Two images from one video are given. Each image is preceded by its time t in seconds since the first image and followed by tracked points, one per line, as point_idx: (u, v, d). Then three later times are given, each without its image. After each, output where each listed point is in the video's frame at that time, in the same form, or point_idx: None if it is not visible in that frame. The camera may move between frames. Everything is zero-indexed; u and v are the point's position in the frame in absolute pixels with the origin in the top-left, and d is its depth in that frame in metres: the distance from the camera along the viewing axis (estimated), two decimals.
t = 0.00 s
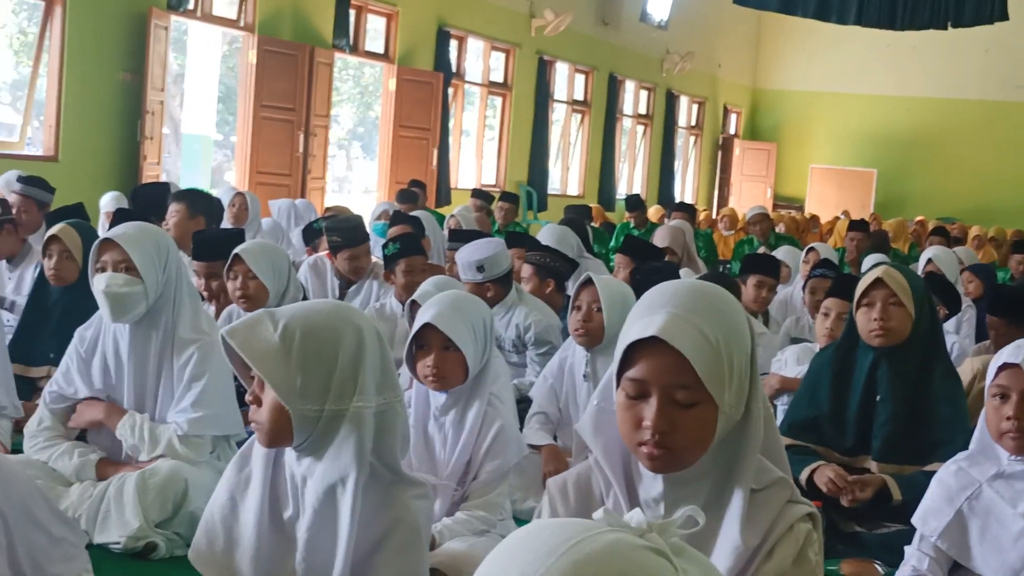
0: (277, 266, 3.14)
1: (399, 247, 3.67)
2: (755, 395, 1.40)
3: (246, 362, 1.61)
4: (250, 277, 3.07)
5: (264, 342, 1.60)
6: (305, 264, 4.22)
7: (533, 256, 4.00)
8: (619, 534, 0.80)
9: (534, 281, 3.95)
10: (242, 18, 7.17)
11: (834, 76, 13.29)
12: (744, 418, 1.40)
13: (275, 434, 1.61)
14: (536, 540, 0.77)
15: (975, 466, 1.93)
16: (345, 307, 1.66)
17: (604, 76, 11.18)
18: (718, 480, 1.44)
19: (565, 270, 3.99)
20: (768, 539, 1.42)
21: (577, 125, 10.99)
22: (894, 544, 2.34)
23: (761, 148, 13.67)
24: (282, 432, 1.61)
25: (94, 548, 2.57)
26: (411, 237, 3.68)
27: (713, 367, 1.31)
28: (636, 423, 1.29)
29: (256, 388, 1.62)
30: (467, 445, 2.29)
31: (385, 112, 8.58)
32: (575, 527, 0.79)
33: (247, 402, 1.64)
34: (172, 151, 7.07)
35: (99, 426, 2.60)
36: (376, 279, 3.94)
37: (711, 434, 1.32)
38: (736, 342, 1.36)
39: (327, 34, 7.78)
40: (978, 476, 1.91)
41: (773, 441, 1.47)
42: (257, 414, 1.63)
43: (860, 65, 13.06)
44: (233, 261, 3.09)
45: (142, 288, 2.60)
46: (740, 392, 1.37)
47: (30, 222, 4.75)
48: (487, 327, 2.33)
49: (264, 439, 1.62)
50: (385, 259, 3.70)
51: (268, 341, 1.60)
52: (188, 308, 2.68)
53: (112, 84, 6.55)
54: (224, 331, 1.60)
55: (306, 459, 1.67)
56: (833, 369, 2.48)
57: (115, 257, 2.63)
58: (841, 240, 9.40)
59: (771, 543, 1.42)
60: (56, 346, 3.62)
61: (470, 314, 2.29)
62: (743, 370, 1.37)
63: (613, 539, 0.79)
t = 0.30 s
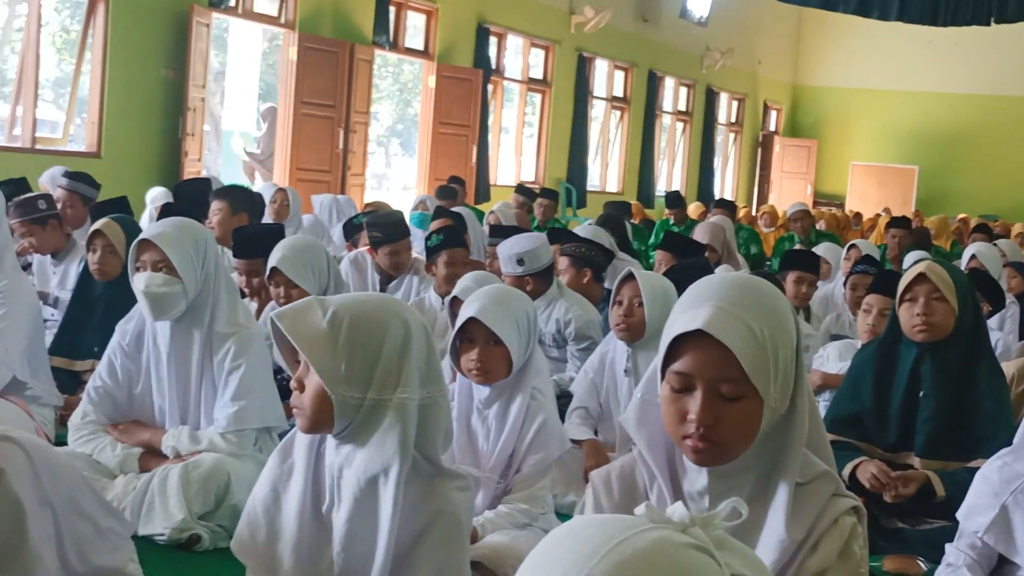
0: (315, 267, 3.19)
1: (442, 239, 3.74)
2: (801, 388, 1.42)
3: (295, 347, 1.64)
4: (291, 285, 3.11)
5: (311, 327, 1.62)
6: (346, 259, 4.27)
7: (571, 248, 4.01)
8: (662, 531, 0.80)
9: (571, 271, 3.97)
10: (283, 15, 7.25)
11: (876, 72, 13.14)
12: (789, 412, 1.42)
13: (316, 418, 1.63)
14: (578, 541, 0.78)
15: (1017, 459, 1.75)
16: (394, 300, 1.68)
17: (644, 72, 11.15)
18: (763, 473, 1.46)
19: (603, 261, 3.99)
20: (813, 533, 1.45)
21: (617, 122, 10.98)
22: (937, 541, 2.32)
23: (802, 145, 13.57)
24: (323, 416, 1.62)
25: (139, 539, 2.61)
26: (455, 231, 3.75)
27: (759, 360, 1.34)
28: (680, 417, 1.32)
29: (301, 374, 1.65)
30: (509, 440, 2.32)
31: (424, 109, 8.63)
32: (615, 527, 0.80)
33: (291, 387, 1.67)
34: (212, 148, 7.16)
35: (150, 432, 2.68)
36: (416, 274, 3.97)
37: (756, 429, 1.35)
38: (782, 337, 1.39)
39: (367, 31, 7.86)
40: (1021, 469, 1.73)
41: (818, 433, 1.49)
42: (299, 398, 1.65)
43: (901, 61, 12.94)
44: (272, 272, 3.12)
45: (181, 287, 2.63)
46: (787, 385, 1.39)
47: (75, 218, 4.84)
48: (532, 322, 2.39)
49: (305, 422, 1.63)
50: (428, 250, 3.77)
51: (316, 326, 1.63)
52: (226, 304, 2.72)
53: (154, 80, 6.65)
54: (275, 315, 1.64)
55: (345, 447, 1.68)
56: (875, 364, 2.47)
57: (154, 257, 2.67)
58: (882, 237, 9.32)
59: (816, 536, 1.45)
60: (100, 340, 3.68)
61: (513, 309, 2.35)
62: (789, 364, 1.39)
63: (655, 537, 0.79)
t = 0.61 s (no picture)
0: (354, 269, 3.23)
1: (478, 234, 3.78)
2: (843, 384, 1.42)
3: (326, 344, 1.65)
4: (330, 289, 3.14)
5: (340, 324, 1.63)
6: (384, 256, 4.31)
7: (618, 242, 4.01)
8: (702, 530, 0.81)
9: (617, 266, 3.97)
10: (321, 13, 7.33)
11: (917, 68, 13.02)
12: (832, 408, 1.43)
13: (348, 413, 1.64)
14: (618, 542, 0.79)
15: None
16: (423, 294, 1.66)
17: (682, 70, 11.16)
18: (805, 468, 1.47)
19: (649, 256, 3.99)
20: (854, 529, 1.46)
21: (655, 119, 10.98)
22: (978, 542, 2.30)
23: (840, 143, 13.48)
24: (356, 413, 1.64)
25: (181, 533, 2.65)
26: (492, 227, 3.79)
27: (801, 355, 1.35)
28: (722, 413, 1.33)
29: (335, 370, 1.67)
30: (549, 436, 2.35)
31: (462, 107, 8.69)
32: (657, 524, 0.81)
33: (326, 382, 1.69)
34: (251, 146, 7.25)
35: (192, 428, 2.73)
36: (454, 271, 3.98)
37: (798, 425, 1.36)
38: (824, 331, 1.40)
39: (406, 28, 7.94)
40: None
41: (859, 431, 1.50)
42: (334, 393, 1.67)
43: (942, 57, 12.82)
44: (311, 276, 3.16)
45: (215, 284, 2.67)
46: (828, 382, 1.40)
47: (115, 216, 4.90)
48: (572, 319, 2.41)
49: (339, 418, 1.65)
50: (463, 245, 3.81)
51: (344, 323, 1.63)
52: (265, 300, 2.76)
53: (194, 77, 6.73)
54: (305, 312, 1.66)
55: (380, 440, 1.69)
56: (916, 362, 2.46)
57: (188, 252, 2.70)
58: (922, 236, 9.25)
59: (857, 533, 1.46)
60: (141, 336, 3.73)
61: (554, 306, 2.37)
62: (831, 360, 1.40)
63: (695, 536, 0.80)
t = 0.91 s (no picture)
0: (400, 266, 3.26)
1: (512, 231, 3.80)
2: (886, 381, 1.43)
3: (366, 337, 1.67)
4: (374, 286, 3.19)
5: (380, 318, 1.65)
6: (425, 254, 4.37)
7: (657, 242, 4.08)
8: (756, 514, 0.82)
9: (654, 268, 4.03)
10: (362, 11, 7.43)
11: (959, 64, 12.93)
12: (876, 404, 1.44)
13: (388, 405, 1.66)
14: (670, 523, 0.81)
15: None
16: (464, 288, 1.67)
17: (723, 68, 11.19)
18: (849, 465, 1.48)
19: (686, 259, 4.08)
20: (898, 527, 1.47)
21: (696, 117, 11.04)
22: None
23: (883, 141, 13.40)
24: (395, 406, 1.66)
25: (225, 526, 2.69)
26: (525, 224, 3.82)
27: (846, 350, 1.37)
28: (766, 408, 1.34)
29: (375, 363, 1.68)
30: (592, 432, 2.37)
31: (502, 105, 8.78)
32: (709, 506, 0.82)
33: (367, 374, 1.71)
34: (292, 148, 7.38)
35: (235, 423, 2.77)
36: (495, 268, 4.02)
37: (842, 420, 1.37)
38: (869, 327, 1.41)
39: (447, 26, 8.05)
40: None
41: (905, 427, 1.51)
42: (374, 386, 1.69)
43: (985, 53, 12.69)
44: (358, 274, 3.22)
45: (256, 279, 2.71)
46: (872, 378, 1.41)
47: (160, 213, 4.99)
48: (614, 316, 2.42)
49: (379, 411, 1.67)
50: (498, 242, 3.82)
51: (385, 316, 1.65)
52: (308, 295, 2.80)
53: (237, 75, 6.86)
54: (347, 305, 1.67)
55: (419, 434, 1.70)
56: (959, 357, 2.45)
57: (231, 247, 2.75)
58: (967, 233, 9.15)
59: (901, 531, 1.47)
60: (185, 332, 3.80)
61: (595, 303, 2.38)
62: (875, 357, 1.41)
63: (749, 519, 0.81)
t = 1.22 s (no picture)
0: (437, 262, 3.30)
1: (546, 229, 3.79)
2: (927, 375, 1.44)
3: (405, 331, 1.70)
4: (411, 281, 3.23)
5: (418, 312, 1.67)
6: (462, 251, 4.43)
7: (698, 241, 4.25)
8: (791, 507, 0.84)
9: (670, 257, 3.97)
10: (399, 9, 7.56)
11: (998, 62, 12.85)
12: (917, 398, 1.45)
13: (426, 398, 1.69)
14: (705, 517, 0.83)
15: None
16: (501, 281, 1.68)
17: (760, 65, 11.25)
18: (888, 459, 1.49)
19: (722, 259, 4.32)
20: (938, 522, 1.48)
21: (733, 115, 11.11)
22: None
23: (922, 139, 13.35)
24: (435, 398, 1.68)
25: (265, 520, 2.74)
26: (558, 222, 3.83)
27: (886, 343, 1.38)
28: (805, 402, 1.36)
29: (413, 357, 1.71)
30: (629, 428, 2.39)
31: (538, 103, 8.92)
32: (746, 498, 0.84)
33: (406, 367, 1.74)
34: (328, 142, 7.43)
35: (272, 418, 2.82)
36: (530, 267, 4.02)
37: (882, 415, 1.38)
38: (910, 322, 1.42)
39: (483, 24, 8.19)
40: None
41: (945, 423, 1.51)
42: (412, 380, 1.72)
43: None
44: (397, 269, 3.25)
45: (298, 274, 2.75)
46: (913, 372, 1.42)
47: (198, 208, 5.06)
48: (650, 311, 2.44)
49: (418, 404, 1.70)
50: (531, 241, 3.81)
51: (422, 310, 1.67)
52: (344, 290, 2.84)
53: (275, 72, 6.99)
54: (385, 299, 1.71)
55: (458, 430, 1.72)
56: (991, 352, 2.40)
57: (273, 242, 2.80)
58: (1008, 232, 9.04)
59: (940, 526, 1.48)
60: (223, 326, 3.85)
61: (631, 299, 2.41)
62: (916, 351, 1.42)
63: (784, 510, 0.83)
